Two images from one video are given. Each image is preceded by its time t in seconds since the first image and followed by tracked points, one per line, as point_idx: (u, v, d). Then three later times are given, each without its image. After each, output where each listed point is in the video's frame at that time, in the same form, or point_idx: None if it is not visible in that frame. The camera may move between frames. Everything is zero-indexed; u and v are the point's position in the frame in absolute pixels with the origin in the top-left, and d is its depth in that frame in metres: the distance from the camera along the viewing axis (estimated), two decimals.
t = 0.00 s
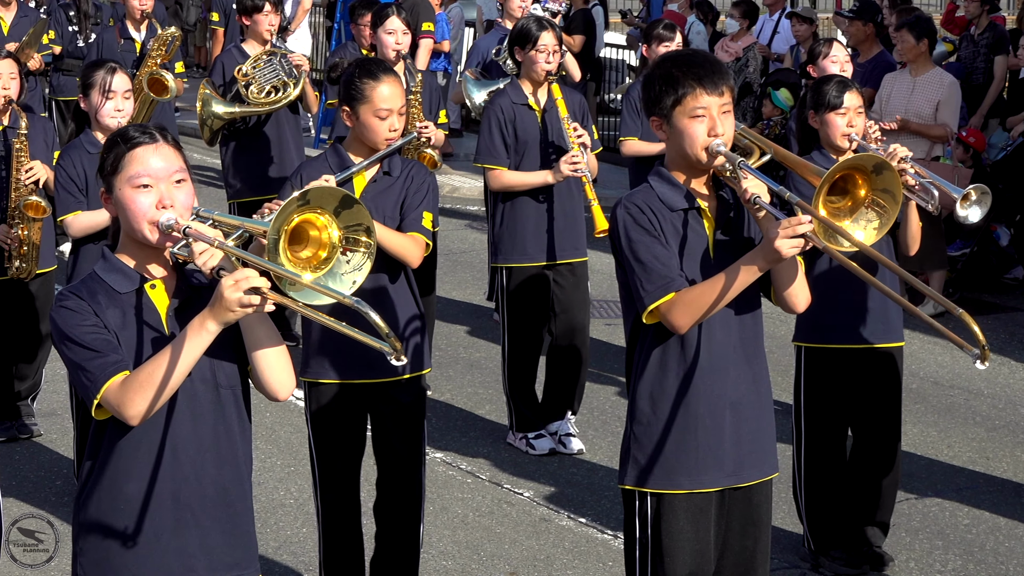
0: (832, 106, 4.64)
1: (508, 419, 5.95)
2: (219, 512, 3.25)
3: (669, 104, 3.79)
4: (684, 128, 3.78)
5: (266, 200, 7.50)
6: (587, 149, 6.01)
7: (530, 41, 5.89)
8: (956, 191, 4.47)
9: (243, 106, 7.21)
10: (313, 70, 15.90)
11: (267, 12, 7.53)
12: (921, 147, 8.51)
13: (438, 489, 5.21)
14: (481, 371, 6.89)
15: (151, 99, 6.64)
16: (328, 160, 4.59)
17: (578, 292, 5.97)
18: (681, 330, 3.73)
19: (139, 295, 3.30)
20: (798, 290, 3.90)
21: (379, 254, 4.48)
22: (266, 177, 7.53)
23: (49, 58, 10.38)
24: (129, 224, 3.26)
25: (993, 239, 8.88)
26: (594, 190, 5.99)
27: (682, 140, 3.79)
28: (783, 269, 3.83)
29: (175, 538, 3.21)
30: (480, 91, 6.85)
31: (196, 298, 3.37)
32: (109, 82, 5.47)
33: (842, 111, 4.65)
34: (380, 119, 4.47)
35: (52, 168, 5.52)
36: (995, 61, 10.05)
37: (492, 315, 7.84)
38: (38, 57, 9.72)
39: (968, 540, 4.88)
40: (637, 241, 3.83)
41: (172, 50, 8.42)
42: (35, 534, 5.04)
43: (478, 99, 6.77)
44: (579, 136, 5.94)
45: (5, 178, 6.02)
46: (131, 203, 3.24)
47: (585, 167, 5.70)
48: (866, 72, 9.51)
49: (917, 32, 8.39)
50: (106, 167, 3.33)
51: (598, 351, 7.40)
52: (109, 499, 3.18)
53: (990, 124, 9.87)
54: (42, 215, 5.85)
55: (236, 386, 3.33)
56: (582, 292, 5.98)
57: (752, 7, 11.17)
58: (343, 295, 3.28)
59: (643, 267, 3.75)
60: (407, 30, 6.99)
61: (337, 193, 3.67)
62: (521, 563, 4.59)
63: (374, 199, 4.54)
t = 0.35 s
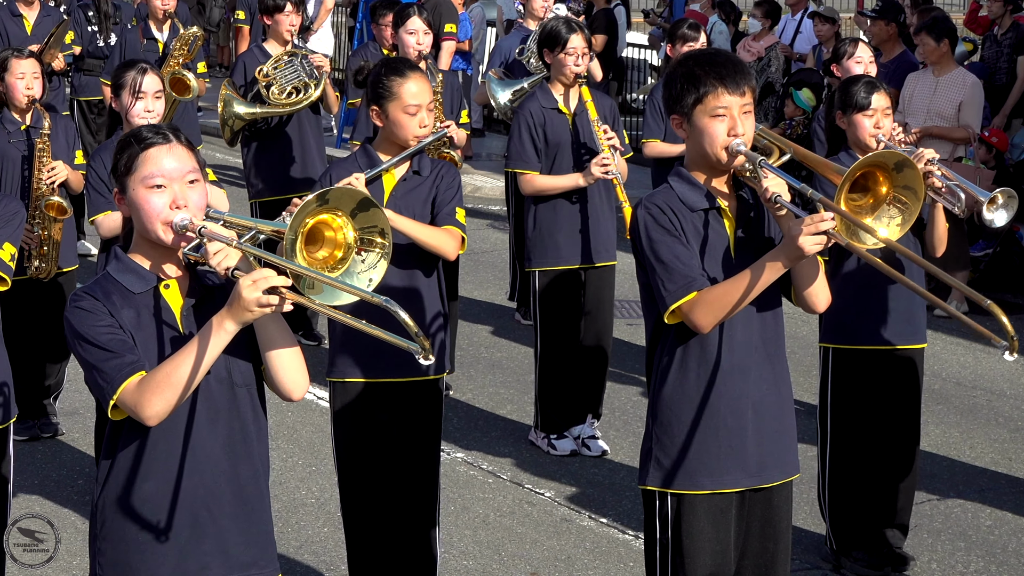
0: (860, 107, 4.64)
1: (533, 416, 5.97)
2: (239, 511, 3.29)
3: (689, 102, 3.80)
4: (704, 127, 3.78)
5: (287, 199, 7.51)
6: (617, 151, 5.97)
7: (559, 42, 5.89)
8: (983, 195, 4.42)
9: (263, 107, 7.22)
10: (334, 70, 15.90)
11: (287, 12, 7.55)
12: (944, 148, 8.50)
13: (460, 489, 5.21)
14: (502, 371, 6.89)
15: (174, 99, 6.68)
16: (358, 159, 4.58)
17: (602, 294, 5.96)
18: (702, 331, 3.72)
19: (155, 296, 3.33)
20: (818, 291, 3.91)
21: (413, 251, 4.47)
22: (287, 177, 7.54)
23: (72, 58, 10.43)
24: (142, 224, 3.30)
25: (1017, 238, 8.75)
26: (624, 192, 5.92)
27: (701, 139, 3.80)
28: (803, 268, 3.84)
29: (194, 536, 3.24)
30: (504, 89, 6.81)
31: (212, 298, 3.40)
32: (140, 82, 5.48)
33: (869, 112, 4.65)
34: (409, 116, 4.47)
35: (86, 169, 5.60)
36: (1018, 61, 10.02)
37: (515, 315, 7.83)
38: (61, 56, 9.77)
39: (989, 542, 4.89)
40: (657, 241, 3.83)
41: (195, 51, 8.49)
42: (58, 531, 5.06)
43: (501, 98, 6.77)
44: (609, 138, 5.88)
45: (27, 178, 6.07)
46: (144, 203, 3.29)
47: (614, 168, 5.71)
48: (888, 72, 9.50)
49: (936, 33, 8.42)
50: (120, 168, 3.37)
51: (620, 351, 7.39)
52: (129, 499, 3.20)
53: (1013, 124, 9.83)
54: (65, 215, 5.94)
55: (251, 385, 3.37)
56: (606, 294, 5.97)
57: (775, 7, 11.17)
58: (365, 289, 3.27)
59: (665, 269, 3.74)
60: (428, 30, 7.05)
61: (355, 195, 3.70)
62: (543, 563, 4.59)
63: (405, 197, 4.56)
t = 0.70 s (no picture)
0: (874, 107, 4.64)
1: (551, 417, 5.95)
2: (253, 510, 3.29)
3: (703, 101, 3.81)
4: (717, 126, 3.79)
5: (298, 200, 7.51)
6: (630, 153, 5.92)
7: (576, 43, 5.85)
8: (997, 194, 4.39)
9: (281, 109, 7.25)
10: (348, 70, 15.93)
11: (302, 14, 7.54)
12: (959, 149, 8.49)
13: (474, 489, 5.21)
14: (516, 371, 6.89)
15: (187, 100, 6.69)
16: (370, 158, 4.59)
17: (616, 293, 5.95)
18: (718, 330, 3.71)
19: (169, 295, 3.34)
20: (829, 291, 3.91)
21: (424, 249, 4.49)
22: (302, 177, 7.54)
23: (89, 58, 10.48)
24: (158, 222, 3.31)
25: None
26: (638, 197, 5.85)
27: (714, 137, 3.80)
28: (816, 269, 3.85)
29: (208, 534, 3.25)
30: (519, 88, 6.81)
31: (226, 297, 3.42)
32: (148, 82, 5.48)
33: (884, 113, 4.64)
34: (420, 115, 4.47)
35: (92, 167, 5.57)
36: None
37: (529, 315, 7.83)
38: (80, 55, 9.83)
39: (1004, 543, 4.88)
40: (671, 240, 3.83)
41: (208, 50, 8.49)
42: (71, 531, 5.07)
43: (518, 97, 6.77)
44: (622, 139, 5.82)
45: (40, 180, 6.06)
46: (159, 201, 3.29)
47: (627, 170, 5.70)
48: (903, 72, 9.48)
49: (949, 34, 8.40)
50: (136, 166, 3.38)
51: (634, 351, 7.38)
52: (142, 498, 3.21)
53: None
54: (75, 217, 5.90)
55: (265, 384, 3.38)
56: (618, 294, 5.97)
57: (789, 7, 11.16)
58: (377, 292, 3.27)
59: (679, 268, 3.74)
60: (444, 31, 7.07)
61: (367, 195, 3.71)
62: (556, 563, 4.59)
63: (417, 197, 4.56)
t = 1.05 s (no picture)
0: (882, 107, 4.61)
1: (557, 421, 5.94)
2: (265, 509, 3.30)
3: (713, 101, 3.82)
4: (727, 125, 3.80)
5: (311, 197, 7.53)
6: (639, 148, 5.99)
7: (583, 40, 5.87)
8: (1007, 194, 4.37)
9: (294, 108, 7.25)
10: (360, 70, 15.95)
11: (316, 13, 7.58)
12: (971, 149, 8.48)
13: (484, 488, 5.22)
14: (526, 371, 6.90)
15: (199, 99, 6.71)
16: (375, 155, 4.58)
17: (627, 292, 5.95)
18: (729, 330, 3.71)
19: (180, 294, 3.34)
20: (836, 291, 3.93)
21: (428, 241, 4.50)
22: (318, 174, 7.57)
23: (109, 57, 10.53)
24: (168, 222, 3.32)
25: None
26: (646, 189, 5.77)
27: (724, 137, 3.81)
28: (825, 270, 3.88)
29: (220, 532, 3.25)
30: (531, 88, 6.81)
31: (237, 295, 3.43)
32: (160, 83, 5.49)
33: (891, 112, 4.62)
34: (423, 110, 4.48)
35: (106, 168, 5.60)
36: None
37: (540, 315, 7.83)
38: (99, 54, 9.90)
39: (1015, 543, 4.87)
40: (681, 240, 3.83)
41: (219, 50, 8.51)
42: (82, 530, 5.08)
43: (529, 97, 6.76)
44: (631, 136, 5.92)
45: (51, 180, 6.09)
46: (171, 200, 3.30)
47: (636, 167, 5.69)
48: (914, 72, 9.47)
49: (959, 35, 8.43)
50: (147, 166, 3.39)
51: (646, 351, 7.38)
52: (154, 497, 3.22)
53: None
54: (86, 219, 5.89)
55: (277, 383, 3.39)
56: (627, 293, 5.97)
57: (801, 7, 11.16)
58: (386, 295, 3.25)
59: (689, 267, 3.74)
60: (460, 28, 7.08)
61: (377, 194, 3.72)
62: (567, 563, 4.59)
63: (421, 194, 4.55)
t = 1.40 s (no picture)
0: (888, 107, 4.61)
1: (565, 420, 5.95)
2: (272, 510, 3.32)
3: (720, 100, 3.82)
4: (734, 123, 3.80)
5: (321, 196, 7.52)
6: (648, 150, 5.93)
7: (591, 41, 5.88)
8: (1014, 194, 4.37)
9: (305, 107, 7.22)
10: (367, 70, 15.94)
11: (325, 12, 7.61)
12: (979, 149, 8.48)
13: (492, 488, 5.22)
14: (534, 371, 6.90)
15: (208, 99, 6.72)
16: (387, 156, 4.61)
17: (634, 292, 5.95)
18: (736, 330, 3.70)
19: (191, 296, 3.37)
20: (842, 291, 3.94)
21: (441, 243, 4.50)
22: (327, 173, 7.56)
23: (117, 55, 10.55)
24: (177, 221, 3.33)
25: None
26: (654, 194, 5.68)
27: (732, 135, 3.81)
28: (830, 270, 3.88)
29: (225, 531, 3.28)
30: (539, 88, 6.82)
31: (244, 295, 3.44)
32: (173, 83, 5.50)
33: (898, 112, 4.61)
34: (434, 110, 4.48)
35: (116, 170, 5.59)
36: None
37: (548, 315, 7.82)
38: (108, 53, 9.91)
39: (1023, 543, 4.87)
40: (688, 239, 3.83)
41: (228, 50, 8.51)
42: (90, 529, 5.08)
43: (538, 99, 6.77)
44: (639, 137, 5.84)
45: (57, 181, 6.04)
46: (180, 199, 3.31)
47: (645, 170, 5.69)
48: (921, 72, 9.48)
49: (972, 33, 8.39)
50: (156, 164, 3.39)
51: (654, 351, 7.38)
52: (161, 497, 3.24)
53: None
54: (93, 219, 5.94)
55: (283, 383, 3.40)
56: (634, 293, 5.97)
57: (810, 6, 11.16)
58: (394, 291, 3.26)
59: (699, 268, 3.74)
60: (473, 29, 7.06)
61: (388, 194, 3.70)
62: (575, 563, 4.59)
63: (432, 192, 4.55)
